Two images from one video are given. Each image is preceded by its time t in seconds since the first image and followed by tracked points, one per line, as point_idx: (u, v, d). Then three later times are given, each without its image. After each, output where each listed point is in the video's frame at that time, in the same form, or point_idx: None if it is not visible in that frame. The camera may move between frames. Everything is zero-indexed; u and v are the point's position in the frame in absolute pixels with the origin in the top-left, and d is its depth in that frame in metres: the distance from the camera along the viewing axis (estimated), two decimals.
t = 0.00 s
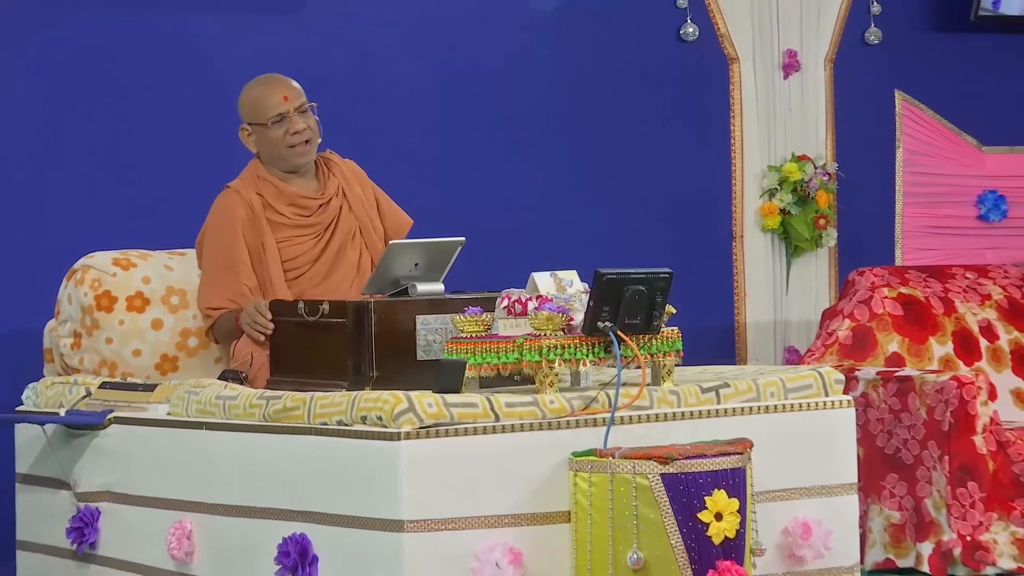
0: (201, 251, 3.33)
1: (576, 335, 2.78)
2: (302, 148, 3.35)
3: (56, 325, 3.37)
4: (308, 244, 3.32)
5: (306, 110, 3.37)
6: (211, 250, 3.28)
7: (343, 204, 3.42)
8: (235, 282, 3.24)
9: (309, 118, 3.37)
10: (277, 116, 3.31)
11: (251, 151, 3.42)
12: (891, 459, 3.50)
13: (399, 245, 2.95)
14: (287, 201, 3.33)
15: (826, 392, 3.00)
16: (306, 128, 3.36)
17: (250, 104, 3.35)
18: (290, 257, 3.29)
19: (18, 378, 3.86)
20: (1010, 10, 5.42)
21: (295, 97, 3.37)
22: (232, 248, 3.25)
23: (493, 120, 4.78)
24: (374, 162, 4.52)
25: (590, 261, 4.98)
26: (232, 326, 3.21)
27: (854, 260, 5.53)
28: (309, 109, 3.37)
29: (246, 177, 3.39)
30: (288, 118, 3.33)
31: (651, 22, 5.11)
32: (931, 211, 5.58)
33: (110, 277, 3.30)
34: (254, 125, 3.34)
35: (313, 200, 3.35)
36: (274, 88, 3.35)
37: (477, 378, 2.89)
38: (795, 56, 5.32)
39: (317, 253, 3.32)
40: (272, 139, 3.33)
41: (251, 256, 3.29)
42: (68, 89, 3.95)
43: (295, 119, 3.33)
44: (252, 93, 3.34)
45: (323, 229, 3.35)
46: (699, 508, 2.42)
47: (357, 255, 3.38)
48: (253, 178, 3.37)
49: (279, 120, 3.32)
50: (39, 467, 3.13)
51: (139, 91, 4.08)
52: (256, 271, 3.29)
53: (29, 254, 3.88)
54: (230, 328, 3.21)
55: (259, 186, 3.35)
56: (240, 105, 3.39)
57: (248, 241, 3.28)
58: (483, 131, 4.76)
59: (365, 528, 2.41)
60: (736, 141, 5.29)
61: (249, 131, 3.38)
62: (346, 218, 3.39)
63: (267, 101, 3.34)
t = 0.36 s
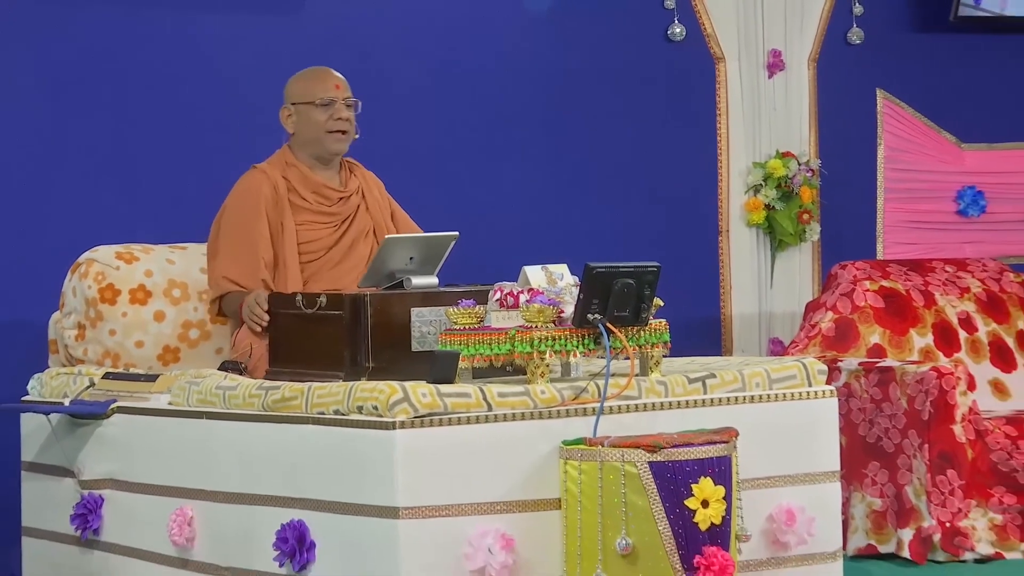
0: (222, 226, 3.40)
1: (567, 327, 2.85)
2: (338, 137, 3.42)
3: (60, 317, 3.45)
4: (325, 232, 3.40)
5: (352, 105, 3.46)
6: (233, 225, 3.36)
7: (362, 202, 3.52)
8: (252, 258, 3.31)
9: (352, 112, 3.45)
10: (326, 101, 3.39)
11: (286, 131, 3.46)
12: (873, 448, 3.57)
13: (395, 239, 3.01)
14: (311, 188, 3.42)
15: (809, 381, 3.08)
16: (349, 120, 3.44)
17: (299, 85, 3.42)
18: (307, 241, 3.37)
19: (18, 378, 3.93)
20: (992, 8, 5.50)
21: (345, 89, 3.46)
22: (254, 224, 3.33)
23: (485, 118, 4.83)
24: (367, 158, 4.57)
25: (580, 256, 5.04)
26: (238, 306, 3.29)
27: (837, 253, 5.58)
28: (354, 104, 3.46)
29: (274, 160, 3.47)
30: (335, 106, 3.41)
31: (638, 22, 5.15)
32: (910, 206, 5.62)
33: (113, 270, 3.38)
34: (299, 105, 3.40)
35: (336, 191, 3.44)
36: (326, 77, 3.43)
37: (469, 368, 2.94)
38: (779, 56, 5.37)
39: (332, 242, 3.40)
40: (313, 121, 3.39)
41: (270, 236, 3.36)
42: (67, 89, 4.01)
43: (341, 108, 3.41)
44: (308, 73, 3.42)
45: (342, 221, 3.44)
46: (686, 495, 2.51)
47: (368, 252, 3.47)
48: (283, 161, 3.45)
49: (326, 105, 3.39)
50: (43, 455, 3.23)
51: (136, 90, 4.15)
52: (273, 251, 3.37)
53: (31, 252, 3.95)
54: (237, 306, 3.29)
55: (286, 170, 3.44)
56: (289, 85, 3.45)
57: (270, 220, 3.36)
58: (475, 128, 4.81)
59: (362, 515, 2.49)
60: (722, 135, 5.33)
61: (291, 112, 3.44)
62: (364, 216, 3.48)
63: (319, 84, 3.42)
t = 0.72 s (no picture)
0: (227, 212, 3.49)
1: (551, 322, 2.90)
2: (352, 138, 3.52)
3: (58, 312, 3.52)
4: (327, 228, 3.52)
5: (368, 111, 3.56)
6: (240, 211, 3.44)
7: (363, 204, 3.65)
8: (257, 244, 3.40)
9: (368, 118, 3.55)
10: (347, 103, 3.49)
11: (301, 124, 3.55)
12: (849, 439, 3.70)
13: (385, 236, 3.11)
14: (316, 184, 3.55)
15: (787, 375, 3.17)
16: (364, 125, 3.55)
17: (323, 84, 3.51)
18: (310, 233, 3.48)
19: (16, 373, 4.01)
20: (966, 8, 5.60)
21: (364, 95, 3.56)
22: (262, 211, 3.42)
23: (473, 117, 4.91)
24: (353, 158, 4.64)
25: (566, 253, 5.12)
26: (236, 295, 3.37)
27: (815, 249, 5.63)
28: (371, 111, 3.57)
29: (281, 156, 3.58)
30: (355, 110, 3.51)
31: (620, 24, 5.21)
32: (887, 205, 5.69)
33: (110, 267, 3.45)
34: (319, 103, 3.49)
35: (340, 189, 3.57)
36: (349, 81, 3.53)
37: (457, 362, 3.05)
38: (758, 58, 5.42)
39: (333, 237, 3.52)
40: (331, 120, 3.48)
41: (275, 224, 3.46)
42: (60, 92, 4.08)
43: (359, 112, 3.51)
44: (335, 75, 3.51)
45: (344, 220, 3.56)
46: (667, 485, 2.57)
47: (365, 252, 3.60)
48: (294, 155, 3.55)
49: (346, 107, 3.49)
50: (43, 447, 3.33)
51: (125, 92, 4.21)
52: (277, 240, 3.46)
53: (27, 252, 4.03)
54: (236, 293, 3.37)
55: (293, 165, 3.56)
56: (311, 82, 3.54)
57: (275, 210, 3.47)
58: (463, 127, 4.89)
59: (354, 506, 2.58)
60: (703, 134, 5.40)
61: (309, 107, 3.52)
62: (364, 218, 3.62)
63: (342, 87, 3.51)
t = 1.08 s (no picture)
0: (207, 224, 3.57)
1: (536, 318, 2.99)
2: (315, 139, 3.58)
3: (57, 308, 3.62)
4: (304, 230, 3.58)
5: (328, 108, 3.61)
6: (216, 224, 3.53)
7: (338, 200, 3.70)
8: (235, 254, 3.48)
9: (327, 115, 3.60)
10: (302, 106, 3.54)
11: (265, 132, 3.62)
12: (825, 432, 3.82)
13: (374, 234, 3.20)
14: (288, 187, 3.60)
15: (765, 369, 3.23)
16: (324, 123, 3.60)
17: (277, 91, 3.57)
18: (286, 238, 3.55)
19: (12, 369, 4.10)
20: (938, 9, 5.58)
21: (320, 95, 3.61)
22: (235, 223, 3.50)
23: (458, 117, 4.96)
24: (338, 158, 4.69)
25: (551, 251, 5.17)
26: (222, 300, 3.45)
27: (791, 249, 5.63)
28: (330, 108, 3.61)
29: (253, 163, 3.65)
30: (311, 111, 3.56)
31: (603, 25, 5.22)
32: (858, 203, 5.68)
33: (107, 264, 3.55)
34: (276, 110, 3.56)
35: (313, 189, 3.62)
36: (303, 83, 3.58)
37: (444, 358, 3.07)
38: (736, 61, 5.44)
39: (310, 239, 3.59)
40: (289, 125, 3.55)
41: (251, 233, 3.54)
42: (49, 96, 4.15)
43: (316, 113, 3.57)
44: (286, 79, 3.57)
45: (319, 219, 3.62)
46: (649, 476, 2.66)
47: (345, 246, 3.66)
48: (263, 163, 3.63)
49: (302, 110, 3.54)
50: (41, 439, 3.41)
51: (110, 94, 4.27)
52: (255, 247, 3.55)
53: (19, 252, 4.11)
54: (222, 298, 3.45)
55: (264, 171, 3.62)
56: (267, 90, 3.60)
57: (251, 218, 3.54)
58: (449, 127, 4.94)
59: (346, 496, 2.66)
60: (683, 136, 5.40)
61: (270, 114, 3.59)
62: (340, 213, 3.67)
63: (295, 90, 3.57)
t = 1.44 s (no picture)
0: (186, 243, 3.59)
1: (522, 316, 3.05)
2: (266, 156, 3.57)
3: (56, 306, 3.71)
4: (278, 237, 3.57)
5: (271, 120, 3.57)
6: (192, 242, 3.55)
7: (308, 199, 3.67)
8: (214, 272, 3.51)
9: (272, 128, 3.57)
10: (242, 128, 3.52)
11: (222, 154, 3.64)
12: (804, 427, 3.92)
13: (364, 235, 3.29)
14: (257, 197, 3.59)
15: (745, 365, 3.30)
16: (270, 137, 3.57)
17: (219, 115, 3.55)
18: (261, 249, 3.55)
19: (13, 359, 4.32)
20: (913, 13, 5.56)
21: (260, 109, 3.56)
22: (209, 241, 3.52)
23: (441, 120, 5.01)
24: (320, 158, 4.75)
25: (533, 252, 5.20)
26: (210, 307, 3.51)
27: (771, 248, 5.63)
28: (273, 118, 3.57)
29: (219, 177, 3.64)
30: (252, 131, 3.53)
31: (585, 29, 5.25)
32: (835, 205, 5.68)
33: (104, 264, 3.63)
34: (223, 135, 3.56)
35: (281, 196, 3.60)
36: (241, 101, 3.54)
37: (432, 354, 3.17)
38: (717, 66, 5.42)
39: (286, 245, 3.57)
40: (239, 149, 3.56)
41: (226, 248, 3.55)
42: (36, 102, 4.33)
43: (259, 131, 3.54)
44: (220, 105, 3.52)
45: (291, 223, 3.61)
46: (631, 470, 2.74)
47: (322, 245, 3.64)
48: (227, 176, 3.61)
49: (244, 132, 3.53)
50: (40, 433, 3.51)
51: (98, 97, 4.42)
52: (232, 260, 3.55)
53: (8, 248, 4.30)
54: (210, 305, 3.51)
55: (232, 185, 3.60)
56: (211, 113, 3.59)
57: (224, 235, 3.54)
58: (432, 129, 5.00)
59: (337, 489, 2.75)
60: (665, 139, 5.40)
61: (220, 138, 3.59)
62: (312, 212, 3.65)
63: (233, 113, 3.53)
